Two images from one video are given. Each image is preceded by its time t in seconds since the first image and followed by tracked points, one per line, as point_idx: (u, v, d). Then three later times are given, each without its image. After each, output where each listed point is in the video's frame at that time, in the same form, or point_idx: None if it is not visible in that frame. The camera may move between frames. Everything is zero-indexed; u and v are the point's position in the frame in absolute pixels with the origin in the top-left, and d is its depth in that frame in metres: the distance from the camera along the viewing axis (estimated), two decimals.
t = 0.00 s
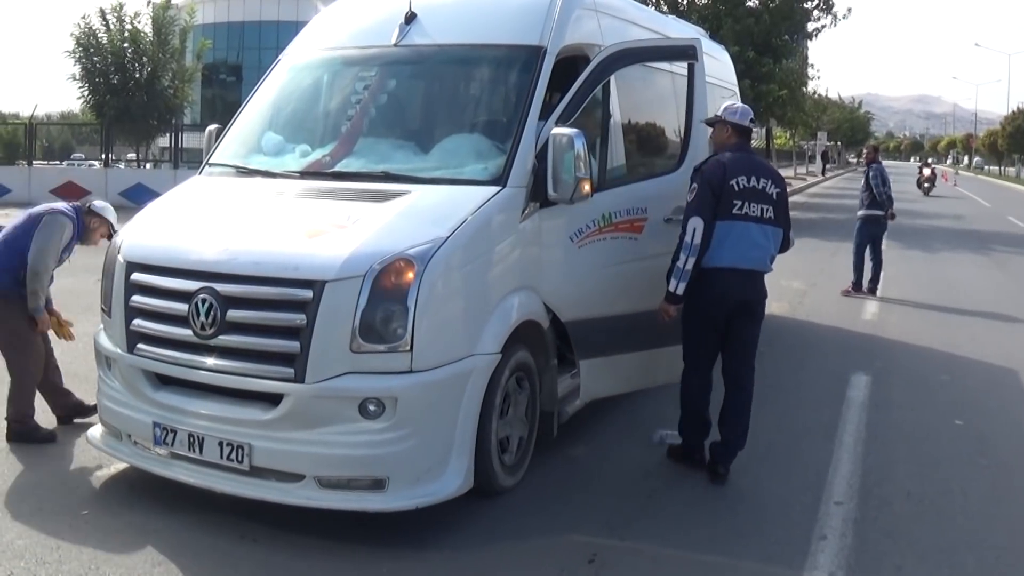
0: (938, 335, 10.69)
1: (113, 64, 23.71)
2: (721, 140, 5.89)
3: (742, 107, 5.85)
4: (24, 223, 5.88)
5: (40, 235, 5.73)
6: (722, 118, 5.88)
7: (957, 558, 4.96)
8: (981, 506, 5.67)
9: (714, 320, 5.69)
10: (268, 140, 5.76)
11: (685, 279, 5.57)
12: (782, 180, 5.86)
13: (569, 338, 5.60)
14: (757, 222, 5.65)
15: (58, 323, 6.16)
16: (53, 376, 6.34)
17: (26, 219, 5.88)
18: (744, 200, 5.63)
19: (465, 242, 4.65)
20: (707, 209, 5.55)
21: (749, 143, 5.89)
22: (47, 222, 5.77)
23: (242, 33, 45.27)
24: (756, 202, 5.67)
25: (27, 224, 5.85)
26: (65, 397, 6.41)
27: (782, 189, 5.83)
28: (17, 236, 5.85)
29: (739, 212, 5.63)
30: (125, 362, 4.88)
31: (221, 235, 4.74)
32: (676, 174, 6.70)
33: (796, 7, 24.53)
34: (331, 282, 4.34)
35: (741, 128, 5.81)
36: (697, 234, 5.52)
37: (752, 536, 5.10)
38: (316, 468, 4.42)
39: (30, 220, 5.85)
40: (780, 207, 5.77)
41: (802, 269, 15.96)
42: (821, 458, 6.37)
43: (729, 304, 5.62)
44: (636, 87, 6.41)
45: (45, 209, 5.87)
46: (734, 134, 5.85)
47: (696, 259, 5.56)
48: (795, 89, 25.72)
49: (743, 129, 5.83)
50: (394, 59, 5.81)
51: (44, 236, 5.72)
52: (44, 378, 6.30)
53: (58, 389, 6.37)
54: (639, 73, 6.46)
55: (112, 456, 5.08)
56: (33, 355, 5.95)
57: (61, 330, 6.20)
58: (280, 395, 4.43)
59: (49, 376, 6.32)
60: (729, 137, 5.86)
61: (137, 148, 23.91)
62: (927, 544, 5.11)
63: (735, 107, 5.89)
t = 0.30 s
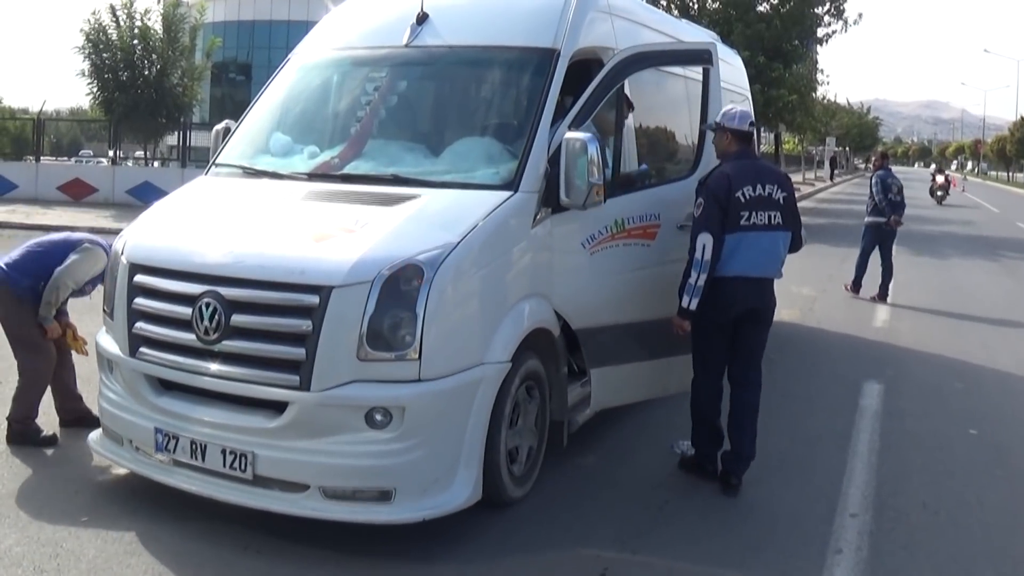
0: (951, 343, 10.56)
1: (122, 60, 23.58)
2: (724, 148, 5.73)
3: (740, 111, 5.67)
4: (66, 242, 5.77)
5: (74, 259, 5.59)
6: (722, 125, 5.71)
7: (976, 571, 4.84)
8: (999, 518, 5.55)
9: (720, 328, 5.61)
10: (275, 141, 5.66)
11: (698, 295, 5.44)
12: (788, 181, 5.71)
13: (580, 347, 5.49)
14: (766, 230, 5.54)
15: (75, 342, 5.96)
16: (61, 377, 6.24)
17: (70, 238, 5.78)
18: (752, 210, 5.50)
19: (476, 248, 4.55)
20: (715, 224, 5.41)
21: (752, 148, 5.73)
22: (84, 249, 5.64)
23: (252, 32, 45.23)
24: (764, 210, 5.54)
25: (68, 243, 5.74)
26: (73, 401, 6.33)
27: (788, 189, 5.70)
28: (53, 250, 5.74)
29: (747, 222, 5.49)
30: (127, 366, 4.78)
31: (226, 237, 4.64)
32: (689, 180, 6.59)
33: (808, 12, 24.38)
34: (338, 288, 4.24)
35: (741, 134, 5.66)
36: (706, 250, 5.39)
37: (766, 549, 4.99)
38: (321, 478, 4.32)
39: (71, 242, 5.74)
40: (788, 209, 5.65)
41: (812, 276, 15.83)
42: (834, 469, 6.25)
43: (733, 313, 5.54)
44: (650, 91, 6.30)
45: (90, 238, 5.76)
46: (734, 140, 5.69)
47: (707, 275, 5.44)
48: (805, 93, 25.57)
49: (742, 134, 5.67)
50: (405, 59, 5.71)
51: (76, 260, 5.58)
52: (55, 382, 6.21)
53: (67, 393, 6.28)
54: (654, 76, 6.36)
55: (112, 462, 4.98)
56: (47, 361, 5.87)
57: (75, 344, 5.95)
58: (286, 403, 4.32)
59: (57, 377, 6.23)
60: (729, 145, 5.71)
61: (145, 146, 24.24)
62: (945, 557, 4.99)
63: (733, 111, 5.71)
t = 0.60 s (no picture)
0: (926, 351, 10.56)
1: (90, 79, 23.34)
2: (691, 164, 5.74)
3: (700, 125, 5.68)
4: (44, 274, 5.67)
5: (53, 291, 5.50)
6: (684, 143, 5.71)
7: None
8: (980, 530, 5.51)
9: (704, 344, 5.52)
10: (241, 159, 5.56)
11: (671, 312, 5.42)
12: (755, 190, 5.71)
13: (554, 364, 5.41)
14: (739, 240, 5.54)
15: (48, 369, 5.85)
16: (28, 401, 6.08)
17: (48, 271, 5.68)
18: (722, 223, 5.49)
19: (446, 267, 4.46)
20: (686, 240, 5.38)
21: (719, 160, 5.70)
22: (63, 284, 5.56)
23: (222, 49, 45.01)
24: (735, 222, 5.54)
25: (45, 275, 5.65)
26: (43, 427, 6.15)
27: (757, 197, 5.70)
28: (28, 278, 5.62)
29: (719, 236, 5.48)
30: (92, 393, 4.65)
31: (191, 259, 4.53)
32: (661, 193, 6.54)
33: (777, 23, 24.51)
34: (306, 310, 4.14)
35: (703, 147, 5.63)
36: (678, 267, 5.36)
37: (747, 567, 4.91)
38: (291, 505, 4.21)
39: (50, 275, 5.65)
40: (759, 218, 5.66)
41: (787, 286, 15.83)
42: (814, 483, 6.19)
43: (721, 322, 5.51)
44: (621, 104, 6.25)
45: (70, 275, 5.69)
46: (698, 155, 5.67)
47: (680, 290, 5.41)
48: (776, 104, 25.69)
49: (706, 147, 5.64)
50: (372, 75, 5.62)
51: (53, 293, 5.47)
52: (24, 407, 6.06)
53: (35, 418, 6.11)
54: (624, 89, 6.31)
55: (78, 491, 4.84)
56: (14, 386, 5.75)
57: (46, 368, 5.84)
58: (253, 429, 4.21)
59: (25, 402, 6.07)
60: (694, 161, 5.69)
61: (115, 164, 23.99)
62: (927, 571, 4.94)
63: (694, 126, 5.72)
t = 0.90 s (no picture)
0: (914, 360, 10.54)
1: (78, 78, 23.16)
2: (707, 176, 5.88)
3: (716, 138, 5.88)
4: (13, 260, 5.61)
5: (26, 277, 5.47)
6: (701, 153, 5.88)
7: None
8: (967, 543, 5.46)
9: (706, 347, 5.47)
10: (224, 159, 5.48)
11: (668, 309, 5.37)
12: (768, 205, 5.71)
13: (540, 369, 5.35)
14: (746, 248, 5.51)
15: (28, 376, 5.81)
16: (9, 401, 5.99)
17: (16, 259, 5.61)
18: (731, 227, 5.47)
19: (429, 270, 4.40)
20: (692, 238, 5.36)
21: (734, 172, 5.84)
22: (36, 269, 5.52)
23: (213, 49, 44.85)
24: (744, 228, 5.52)
25: (15, 261, 5.57)
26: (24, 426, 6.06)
27: (768, 213, 5.69)
28: None
29: (727, 239, 5.45)
30: (71, 394, 4.57)
31: (172, 260, 4.46)
32: (651, 198, 6.48)
33: (769, 28, 24.52)
34: (286, 312, 4.07)
35: (718, 155, 5.79)
36: (681, 263, 5.33)
37: None
38: (269, 510, 4.14)
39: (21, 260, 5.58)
40: (769, 231, 5.64)
41: (776, 292, 15.81)
42: (801, 494, 6.15)
43: (724, 336, 5.46)
44: (609, 107, 6.20)
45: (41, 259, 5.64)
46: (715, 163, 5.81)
47: (681, 289, 5.37)
48: (767, 110, 25.70)
49: (723, 155, 5.79)
50: (357, 75, 5.57)
51: (25, 277, 5.47)
52: (5, 406, 5.97)
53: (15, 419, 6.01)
54: (613, 92, 6.26)
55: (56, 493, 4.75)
56: None
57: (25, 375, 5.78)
58: (232, 432, 4.15)
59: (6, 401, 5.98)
60: (709, 170, 5.84)
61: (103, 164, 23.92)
62: None
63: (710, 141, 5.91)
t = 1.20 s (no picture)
0: (922, 366, 10.47)
1: (88, 77, 23.26)
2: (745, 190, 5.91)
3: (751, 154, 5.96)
4: None
5: None
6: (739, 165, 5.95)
7: None
8: (973, 554, 5.40)
9: (736, 350, 5.41)
10: (227, 159, 5.46)
11: (704, 304, 5.36)
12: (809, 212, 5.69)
13: (543, 372, 5.32)
14: (784, 248, 5.47)
15: (7, 375, 5.91)
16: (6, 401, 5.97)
17: None
18: (771, 225, 5.45)
19: (430, 273, 4.37)
20: (731, 232, 5.37)
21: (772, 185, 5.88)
22: None
23: (224, 49, 44.96)
24: (783, 229, 5.49)
25: None
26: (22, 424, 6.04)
27: (808, 219, 5.66)
28: None
29: (765, 237, 5.43)
30: (70, 393, 4.55)
31: (172, 260, 4.44)
32: (663, 199, 6.43)
33: (779, 31, 24.45)
34: (284, 314, 4.05)
35: (756, 166, 5.85)
36: (718, 256, 5.34)
37: None
38: (266, 513, 4.12)
39: None
40: (808, 235, 5.59)
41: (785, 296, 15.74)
42: (805, 503, 6.10)
43: (762, 337, 5.39)
44: (614, 109, 6.17)
45: None
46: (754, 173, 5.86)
47: (717, 283, 5.36)
48: (778, 113, 25.62)
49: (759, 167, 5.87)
50: (361, 76, 5.54)
51: None
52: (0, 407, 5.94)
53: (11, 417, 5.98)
54: (619, 94, 6.23)
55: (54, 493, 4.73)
56: None
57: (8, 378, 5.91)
58: (229, 434, 4.12)
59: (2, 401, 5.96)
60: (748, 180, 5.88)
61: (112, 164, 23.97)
62: None
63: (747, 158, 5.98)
